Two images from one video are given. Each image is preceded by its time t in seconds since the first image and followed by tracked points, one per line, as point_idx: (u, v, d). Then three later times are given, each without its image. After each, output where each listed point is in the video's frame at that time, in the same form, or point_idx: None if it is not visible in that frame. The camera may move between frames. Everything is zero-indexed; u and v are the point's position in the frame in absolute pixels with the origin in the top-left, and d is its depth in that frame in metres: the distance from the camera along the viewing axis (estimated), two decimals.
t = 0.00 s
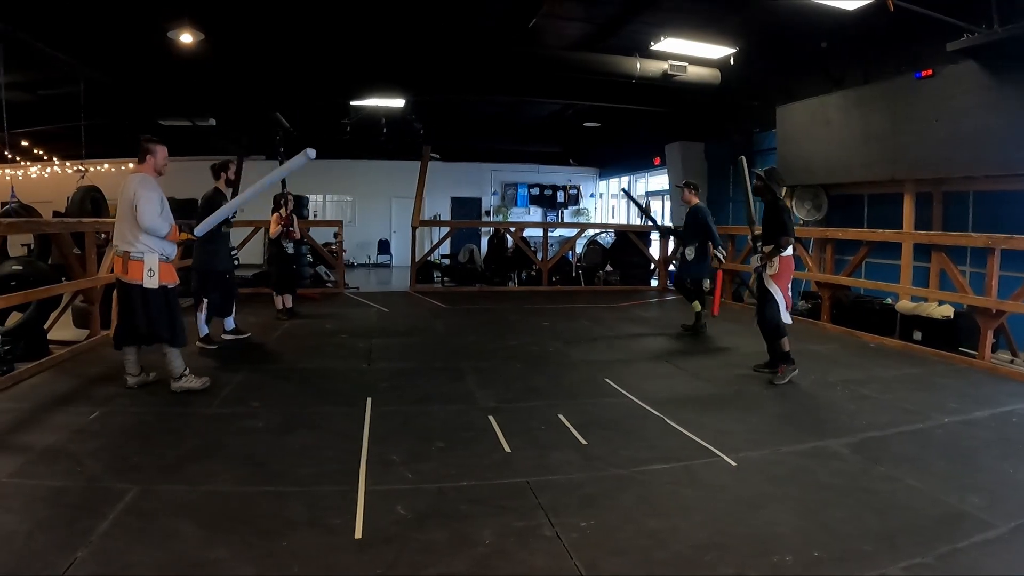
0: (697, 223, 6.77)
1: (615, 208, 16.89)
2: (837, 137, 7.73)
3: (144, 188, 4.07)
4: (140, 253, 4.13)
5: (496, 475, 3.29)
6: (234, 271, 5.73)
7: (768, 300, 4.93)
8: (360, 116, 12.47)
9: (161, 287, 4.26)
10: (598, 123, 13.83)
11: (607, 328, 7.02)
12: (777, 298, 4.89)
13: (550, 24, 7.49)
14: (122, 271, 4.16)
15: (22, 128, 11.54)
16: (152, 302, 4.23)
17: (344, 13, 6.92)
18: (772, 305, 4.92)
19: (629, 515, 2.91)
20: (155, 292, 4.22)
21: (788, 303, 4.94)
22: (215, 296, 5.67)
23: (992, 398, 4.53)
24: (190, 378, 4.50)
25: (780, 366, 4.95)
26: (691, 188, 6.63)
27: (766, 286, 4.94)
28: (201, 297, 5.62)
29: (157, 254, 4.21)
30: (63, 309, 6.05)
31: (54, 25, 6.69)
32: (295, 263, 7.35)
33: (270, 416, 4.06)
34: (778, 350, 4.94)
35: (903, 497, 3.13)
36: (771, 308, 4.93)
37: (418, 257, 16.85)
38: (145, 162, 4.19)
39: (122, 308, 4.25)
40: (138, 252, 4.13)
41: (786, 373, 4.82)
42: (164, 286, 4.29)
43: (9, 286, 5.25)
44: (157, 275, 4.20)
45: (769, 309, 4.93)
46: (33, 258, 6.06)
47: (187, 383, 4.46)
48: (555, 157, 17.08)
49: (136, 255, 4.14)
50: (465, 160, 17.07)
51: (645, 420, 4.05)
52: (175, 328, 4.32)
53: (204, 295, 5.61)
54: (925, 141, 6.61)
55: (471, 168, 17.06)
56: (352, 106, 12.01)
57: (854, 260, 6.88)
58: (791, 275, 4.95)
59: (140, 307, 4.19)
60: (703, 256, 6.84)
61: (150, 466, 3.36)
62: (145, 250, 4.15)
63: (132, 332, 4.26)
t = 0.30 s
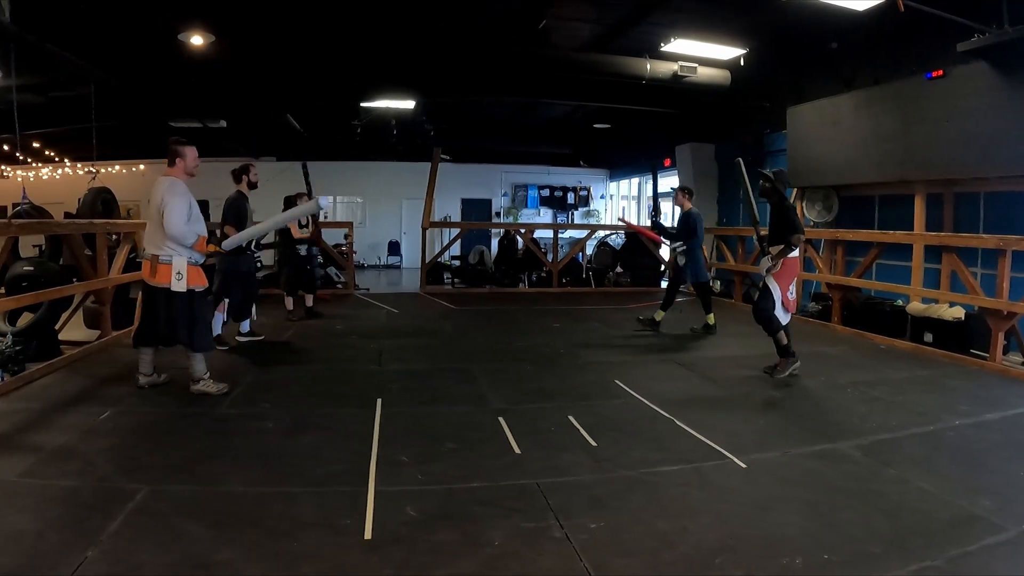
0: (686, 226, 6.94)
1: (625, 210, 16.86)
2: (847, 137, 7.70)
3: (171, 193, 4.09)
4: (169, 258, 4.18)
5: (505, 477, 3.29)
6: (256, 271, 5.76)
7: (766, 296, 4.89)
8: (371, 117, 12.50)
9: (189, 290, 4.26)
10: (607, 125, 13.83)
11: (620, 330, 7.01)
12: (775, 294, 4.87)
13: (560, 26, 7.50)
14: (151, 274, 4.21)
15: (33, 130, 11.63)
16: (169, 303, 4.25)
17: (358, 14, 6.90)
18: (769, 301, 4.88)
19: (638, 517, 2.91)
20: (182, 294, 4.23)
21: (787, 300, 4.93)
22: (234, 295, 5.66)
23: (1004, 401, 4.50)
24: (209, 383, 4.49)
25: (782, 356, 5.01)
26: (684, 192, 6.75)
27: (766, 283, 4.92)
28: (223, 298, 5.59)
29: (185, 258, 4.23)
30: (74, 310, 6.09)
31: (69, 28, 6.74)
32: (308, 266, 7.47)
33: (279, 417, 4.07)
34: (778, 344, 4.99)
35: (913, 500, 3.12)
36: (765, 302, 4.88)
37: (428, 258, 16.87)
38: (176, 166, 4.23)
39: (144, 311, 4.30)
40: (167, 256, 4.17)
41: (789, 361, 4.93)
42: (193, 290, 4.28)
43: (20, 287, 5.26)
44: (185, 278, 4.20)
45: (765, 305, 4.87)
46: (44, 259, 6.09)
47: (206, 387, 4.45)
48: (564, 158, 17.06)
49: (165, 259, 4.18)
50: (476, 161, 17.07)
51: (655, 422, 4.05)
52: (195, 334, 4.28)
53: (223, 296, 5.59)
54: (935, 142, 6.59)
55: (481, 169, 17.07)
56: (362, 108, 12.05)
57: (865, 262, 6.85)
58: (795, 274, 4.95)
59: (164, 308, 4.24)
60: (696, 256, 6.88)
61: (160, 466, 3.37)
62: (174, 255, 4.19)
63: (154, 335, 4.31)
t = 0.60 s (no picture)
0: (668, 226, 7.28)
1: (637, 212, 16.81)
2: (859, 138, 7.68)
3: (209, 193, 4.08)
4: (201, 257, 4.18)
5: (517, 479, 3.29)
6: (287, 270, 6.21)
7: (778, 307, 4.75)
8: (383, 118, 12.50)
9: (217, 291, 4.26)
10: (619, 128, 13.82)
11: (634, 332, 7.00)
12: (788, 304, 4.73)
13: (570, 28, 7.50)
14: (183, 272, 4.22)
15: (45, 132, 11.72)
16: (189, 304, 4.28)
17: (372, 17, 6.88)
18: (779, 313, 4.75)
19: (650, 520, 2.90)
20: (211, 295, 4.24)
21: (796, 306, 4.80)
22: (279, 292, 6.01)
23: (1019, 404, 4.47)
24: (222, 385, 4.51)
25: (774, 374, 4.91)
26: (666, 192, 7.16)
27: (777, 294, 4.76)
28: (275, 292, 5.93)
29: (216, 258, 4.22)
30: (88, 311, 6.12)
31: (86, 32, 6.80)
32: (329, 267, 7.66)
33: (291, 418, 4.09)
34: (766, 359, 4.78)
35: (926, 503, 3.10)
36: (776, 314, 4.76)
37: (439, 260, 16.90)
38: (211, 162, 4.23)
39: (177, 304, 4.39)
40: (199, 256, 4.18)
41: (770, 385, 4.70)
42: (221, 291, 4.30)
43: (34, 288, 5.28)
44: (215, 279, 4.19)
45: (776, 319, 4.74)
46: (58, 260, 6.13)
47: (219, 388, 4.47)
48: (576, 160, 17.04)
49: (196, 258, 4.18)
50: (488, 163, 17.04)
51: (667, 424, 4.05)
52: (215, 337, 4.30)
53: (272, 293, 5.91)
54: (947, 143, 6.57)
55: (493, 171, 17.09)
56: (374, 110, 12.09)
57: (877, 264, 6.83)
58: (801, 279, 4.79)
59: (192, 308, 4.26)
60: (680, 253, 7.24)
61: (173, 466, 3.39)
62: (208, 254, 4.19)
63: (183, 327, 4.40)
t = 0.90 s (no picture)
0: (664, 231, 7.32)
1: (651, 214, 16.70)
2: (874, 139, 7.65)
3: (258, 197, 4.11)
4: (232, 259, 4.19)
5: (531, 480, 3.29)
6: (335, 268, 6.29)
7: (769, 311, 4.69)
8: (397, 120, 12.49)
9: (244, 295, 4.23)
10: (632, 130, 13.77)
11: (651, 335, 6.98)
12: (779, 307, 4.65)
13: (584, 29, 7.48)
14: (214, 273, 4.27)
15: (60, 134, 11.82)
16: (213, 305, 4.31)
17: (389, 19, 6.83)
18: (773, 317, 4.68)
19: (663, 522, 2.90)
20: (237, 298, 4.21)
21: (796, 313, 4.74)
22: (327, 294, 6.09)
23: None
24: (236, 385, 4.52)
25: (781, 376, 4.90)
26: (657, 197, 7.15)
27: (768, 297, 4.70)
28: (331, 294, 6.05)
29: (247, 261, 4.21)
30: (102, 312, 6.17)
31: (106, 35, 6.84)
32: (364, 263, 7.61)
33: (305, 419, 4.10)
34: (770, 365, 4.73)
35: (940, 507, 3.09)
36: (770, 321, 4.69)
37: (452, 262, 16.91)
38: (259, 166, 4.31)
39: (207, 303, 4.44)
40: (230, 257, 4.20)
41: (782, 391, 4.66)
42: (246, 295, 4.26)
43: (49, 288, 5.33)
44: (242, 282, 4.18)
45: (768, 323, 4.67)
46: (74, 261, 6.19)
47: (231, 389, 4.49)
48: (589, 162, 16.96)
49: (228, 259, 4.20)
50: (501, 165, 16.94)
51: (682, 427, 4.04)
52: (234, 340, 4.29)
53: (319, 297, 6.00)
54: (963, 145, 6.53)
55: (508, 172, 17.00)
56: (388, 113, 12.13)
57: (892, 266, 6.79)
58: (800, 283, 4.69)
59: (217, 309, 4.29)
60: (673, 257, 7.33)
61: (186, 467, 3.41)
62: (238, 257, 4.19)
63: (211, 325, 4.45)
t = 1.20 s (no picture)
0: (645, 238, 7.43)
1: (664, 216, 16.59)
2: (886, 141, 7.65)
3: (321, 206, 4.26)
4: (285, 264, 4.25)
5: (543, 482, 3.30)
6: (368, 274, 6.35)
7: (771, 313, 4.46)
8: (410, 122, 12.50)
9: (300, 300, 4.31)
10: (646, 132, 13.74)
11: (666, 337, 6.97)
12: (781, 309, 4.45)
13: (598, 31, 7.48)
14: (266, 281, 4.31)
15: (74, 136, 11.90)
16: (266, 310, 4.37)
17: (407, 20, 6.80)
18: (778, 321, 4.48)
19: (675, 525, 2.89)
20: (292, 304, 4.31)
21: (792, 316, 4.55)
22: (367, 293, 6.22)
23: None
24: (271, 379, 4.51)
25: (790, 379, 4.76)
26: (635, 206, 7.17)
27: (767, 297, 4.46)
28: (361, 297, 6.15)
29: (303, 267, 4.29)
30: (116, 312, 6.22)
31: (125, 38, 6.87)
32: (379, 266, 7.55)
33: (319, 420, 4.12)
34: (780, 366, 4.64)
35: (954, 511, 3.07)
36: (774, 326, 4.50)
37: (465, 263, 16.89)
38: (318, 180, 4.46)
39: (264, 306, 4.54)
40: (283, 263, 4.25)
41: (796, 393, 4.65)
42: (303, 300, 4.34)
43: (63, 289, 5.38)
44: (298, 288, 4.26)
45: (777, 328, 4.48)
46: (89, 262, 6.23)
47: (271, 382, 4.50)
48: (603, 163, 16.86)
49: (282, 266, 4.25)
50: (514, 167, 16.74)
51: (695, 430, 4.03)
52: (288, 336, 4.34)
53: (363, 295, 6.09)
54: (976, 146, 6.51)
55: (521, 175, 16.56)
56: (402, 115, 12.17)
57: (906, 268, 6.75)
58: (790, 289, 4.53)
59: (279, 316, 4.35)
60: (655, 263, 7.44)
61: (199, 467, 3.43)
62: (293, 262, 4.26)
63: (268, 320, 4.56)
